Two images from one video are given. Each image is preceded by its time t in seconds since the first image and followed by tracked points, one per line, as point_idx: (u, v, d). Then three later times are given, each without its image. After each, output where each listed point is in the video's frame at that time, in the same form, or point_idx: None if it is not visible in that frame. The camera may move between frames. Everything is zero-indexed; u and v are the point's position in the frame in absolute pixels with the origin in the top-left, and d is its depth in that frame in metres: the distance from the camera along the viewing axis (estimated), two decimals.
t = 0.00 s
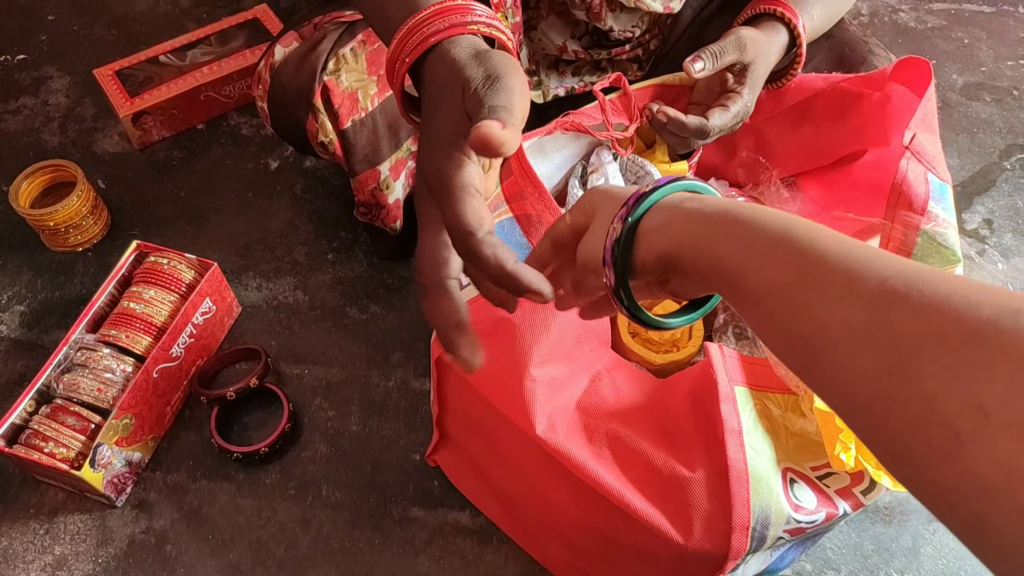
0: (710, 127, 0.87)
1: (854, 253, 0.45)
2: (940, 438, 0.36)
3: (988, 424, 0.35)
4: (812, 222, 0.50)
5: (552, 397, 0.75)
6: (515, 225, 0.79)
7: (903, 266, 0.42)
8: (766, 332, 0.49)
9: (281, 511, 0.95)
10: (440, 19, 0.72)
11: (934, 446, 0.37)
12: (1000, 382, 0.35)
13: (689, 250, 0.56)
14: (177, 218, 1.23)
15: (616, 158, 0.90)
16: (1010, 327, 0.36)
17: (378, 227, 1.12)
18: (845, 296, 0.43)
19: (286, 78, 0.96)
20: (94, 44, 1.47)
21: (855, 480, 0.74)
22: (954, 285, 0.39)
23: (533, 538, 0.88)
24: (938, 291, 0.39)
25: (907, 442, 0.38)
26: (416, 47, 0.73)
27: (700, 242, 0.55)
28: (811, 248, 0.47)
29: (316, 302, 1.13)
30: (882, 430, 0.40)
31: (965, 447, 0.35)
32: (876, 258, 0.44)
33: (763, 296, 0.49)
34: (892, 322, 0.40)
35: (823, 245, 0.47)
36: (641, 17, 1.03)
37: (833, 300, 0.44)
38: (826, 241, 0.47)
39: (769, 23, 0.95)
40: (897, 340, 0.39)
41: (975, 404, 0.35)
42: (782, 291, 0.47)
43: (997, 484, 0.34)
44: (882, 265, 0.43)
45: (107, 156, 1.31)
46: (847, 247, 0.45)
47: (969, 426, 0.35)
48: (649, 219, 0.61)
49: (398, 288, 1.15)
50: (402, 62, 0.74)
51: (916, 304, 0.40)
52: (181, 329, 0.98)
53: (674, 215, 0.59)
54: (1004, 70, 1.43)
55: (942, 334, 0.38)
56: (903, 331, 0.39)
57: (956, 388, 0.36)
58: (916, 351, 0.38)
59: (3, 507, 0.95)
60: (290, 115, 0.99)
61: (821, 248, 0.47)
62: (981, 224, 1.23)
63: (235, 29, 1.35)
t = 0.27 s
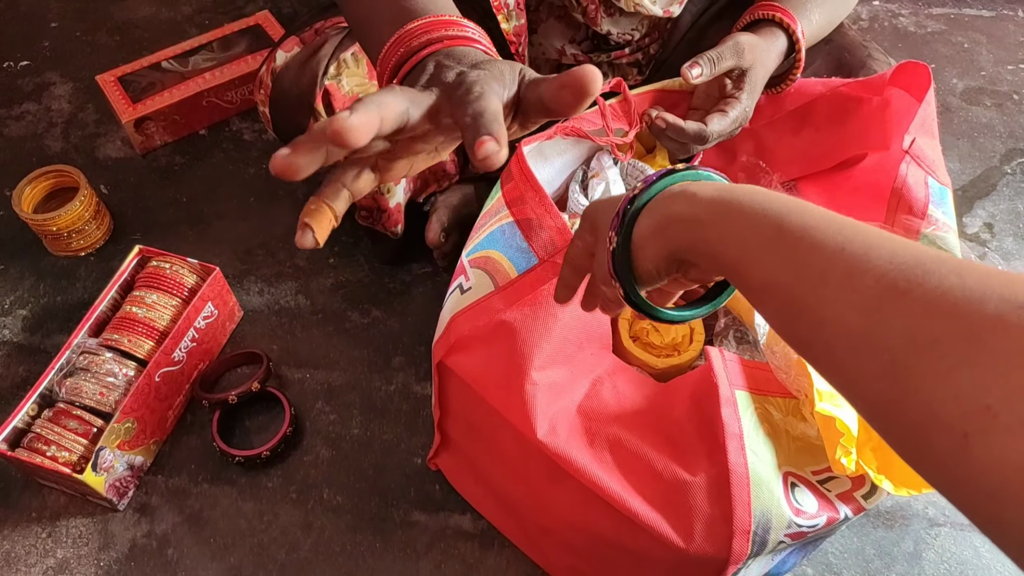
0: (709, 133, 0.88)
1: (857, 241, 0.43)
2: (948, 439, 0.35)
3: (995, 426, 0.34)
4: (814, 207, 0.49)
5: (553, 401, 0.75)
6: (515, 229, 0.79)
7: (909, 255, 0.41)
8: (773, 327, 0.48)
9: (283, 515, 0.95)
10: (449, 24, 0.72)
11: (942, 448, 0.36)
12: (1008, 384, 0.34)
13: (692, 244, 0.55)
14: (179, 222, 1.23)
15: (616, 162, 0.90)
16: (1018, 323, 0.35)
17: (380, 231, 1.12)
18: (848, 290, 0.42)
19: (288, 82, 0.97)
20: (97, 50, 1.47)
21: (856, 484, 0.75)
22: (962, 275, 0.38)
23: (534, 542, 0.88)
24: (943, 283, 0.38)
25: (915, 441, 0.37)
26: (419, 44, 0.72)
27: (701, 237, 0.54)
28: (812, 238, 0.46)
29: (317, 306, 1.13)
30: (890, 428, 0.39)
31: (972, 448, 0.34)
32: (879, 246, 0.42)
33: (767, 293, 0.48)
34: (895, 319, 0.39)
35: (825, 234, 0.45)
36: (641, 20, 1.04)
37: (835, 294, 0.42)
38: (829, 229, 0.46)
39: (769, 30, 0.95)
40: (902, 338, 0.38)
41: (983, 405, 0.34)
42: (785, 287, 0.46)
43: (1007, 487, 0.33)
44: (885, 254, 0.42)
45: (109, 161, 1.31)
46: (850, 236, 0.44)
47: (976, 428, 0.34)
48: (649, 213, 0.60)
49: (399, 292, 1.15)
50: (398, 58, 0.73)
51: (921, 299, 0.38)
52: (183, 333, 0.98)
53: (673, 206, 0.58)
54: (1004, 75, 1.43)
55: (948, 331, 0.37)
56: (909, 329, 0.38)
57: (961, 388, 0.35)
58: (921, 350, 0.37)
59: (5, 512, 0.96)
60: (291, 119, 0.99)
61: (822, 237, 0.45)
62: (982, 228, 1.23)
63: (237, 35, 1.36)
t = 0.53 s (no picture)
0: (711, 138, 0.88)
1: (867, 244, 0.43)
2: (945, 428, 0.34)
3: (998, 417, 0.33)
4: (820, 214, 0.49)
5: (553, 404, 0.75)
6: (516, 234, 0.81)
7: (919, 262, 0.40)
8: (761, 316, 0.47)
9: (282, 516, 0.95)
10: (417, 45, 0.76)
11: (939, 437, 0.35)
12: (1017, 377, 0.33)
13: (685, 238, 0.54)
14: (180, 223, 1.24)
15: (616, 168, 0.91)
16: None
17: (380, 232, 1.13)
18: (855, 281, 0.41)
19: (289, 84, 0.97)
20: (99, 51, 1.48)
21: (855, 489, 0.75)
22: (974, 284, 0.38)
23: (533, 545, 0.88)
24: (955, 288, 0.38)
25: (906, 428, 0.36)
26: (387, 69, 0.77)
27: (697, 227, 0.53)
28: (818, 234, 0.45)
29: (317, 307, 1.14)
30: (880, 415, 0.38)
31: (971, 438, 0.33)
32: (890, 252, 0.42)
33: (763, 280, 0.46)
34: (903, 312, 0.38)
35: (833, 233, 0.45)
36: (641, 23, 1.04)
37: (841, 284, 0.41)
38: (836, 230, 0.45)
39: (768, 35, 0.95)
40: (910, 328, 0.37)
41: (987, 396, 0.33)
42: (786, 274, 0.45)
43: (991, 485, 0.32)
44: (896, 259, 0.41)
45: (110, 161, 1.31)
46: (859, 239, 0.44)
47: (976, 416, 0.33)
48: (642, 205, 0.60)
49: (400, 293, 1.15)
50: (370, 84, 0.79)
51: (932, 297, 0.38)
52: (183, 333, 0.98)
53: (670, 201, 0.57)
54: (1003, 82, 1.44)
55: (961, 326, 0.36)
56: (916, 321, 0.37)
57: (965, 380, 0.34)
58: (929, 340, 0.36)
59: (4, 510, 0.96)
60: (293, 120, 1.00)
61: (830, 236, 0.45)
62: (980, 235, 1.23)
63: (238, 37, 1.36)
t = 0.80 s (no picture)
0: (715, 138, 0.88)
1: (833, 292, 0.44)
2: (922, 489, 0.38)
3: (967, 478, 0.36)
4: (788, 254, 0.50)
5: (558, 404, 0.75)
6: (522, 232, 0.80)
7: (884, 309, 0.42)
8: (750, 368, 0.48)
9: (286, 515, 0.96)
10: (425, 51, 0.73)
11: (918, 497, 0.38)
12: (983, 441, 0.36)
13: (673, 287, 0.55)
14: (186, 221, 1.24)
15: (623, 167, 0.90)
16: (996, 384, 0.36)
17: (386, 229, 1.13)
18: (824, 341, 0.42)
19: (295, 82, 0.97)
20: (105, 48, 1.48)
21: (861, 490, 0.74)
22: (937, 332, 0.40)
23: (537, 544, 0.88)
24: (918, 341, 0.39)
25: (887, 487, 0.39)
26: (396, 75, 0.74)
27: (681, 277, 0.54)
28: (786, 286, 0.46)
29: (322, 306, 1.14)
30: (863, 472, 0.41)
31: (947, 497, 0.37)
32: (855, 300, 0.43)
33: (740, 334, 0.48)
34: (871, 373, 0.40)
35: (801, 283, 0.46)
36: (648, 19, 1.03)
37: (811, 343, 0.43)
38: (802, 278, 0.46)
39: (773, 32, 0.94)
40: (879, 391, 0.39)
41: (957, 460, 0.36)
42: (759, 332, 0.46)
43: (973, 542, 0.36)
44: (861, 309, 0.43)
45: (116, 158, 1.31)
46: (824, 286, 0.45)
47: (950, 480, 0.36)
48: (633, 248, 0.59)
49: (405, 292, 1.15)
50: (376, 85, 0.76)
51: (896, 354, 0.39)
52: (188, 332, 0.98)
53: (650, 244, 0.58)
54: (1011, 81, 1.43)
55: (927, 386, 0.38)
56: (883, 383, 0.39)
57: (937, 444, 0.37)
58: (897, 402, 0.39)
59: (10, 508, 0.96)
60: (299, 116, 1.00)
61: (797, 286, 0.46)
62: (987, 236, 1.23)
63: (244, 34, 1.36)
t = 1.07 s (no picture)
0: (712, 140, 0.87)
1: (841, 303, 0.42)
2: (915, 494, 0.34)
3: (966, 484, 0.32)
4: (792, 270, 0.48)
5: (557, 405, 0.75)
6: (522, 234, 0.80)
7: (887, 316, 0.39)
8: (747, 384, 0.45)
9: (285, 516, 0.96)
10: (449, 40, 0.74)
11: (912, 502, 0.34)
12: (982, 442, 0.32)
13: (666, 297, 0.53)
14: (185, 222, 1.24)
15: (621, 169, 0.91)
16: (991, 386, 0.33)
17: (384, 231, 1.13)
18: (823, 346, 0.40)
19: (295, 84, 0.97)
20: (105, 50, 1.48)
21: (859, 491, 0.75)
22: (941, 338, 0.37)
23: (536, 546, 0.88)
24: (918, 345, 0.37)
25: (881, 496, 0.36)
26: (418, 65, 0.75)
27: (674, 285, 0.52)
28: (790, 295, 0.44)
29: (321, 307, 1.14)
30: (857, 481, 0.37)
31: (943, 505, 0.33)
32: (855, 310, 0.41)
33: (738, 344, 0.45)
34: (870, 378, 0.37)
35: (803, 293, 0.44)
36: (648, 22, 1.04)
37: (811, 350, 0.40)
38: (805, 289, 0.44)
39: (771, 36, 0.94)
40: (877, 393, 0.36)
41: (951, 462, 0.33)
42: (759, 341, 0.44)
43: (974, 549, 0.32)
44: (860, 318, 0.40)
45: (116, 160, 1.32)
46: (828, 297, 0.43)
47: (945, 483, 0.33)
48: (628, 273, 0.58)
49: (404, 294, 1.15)
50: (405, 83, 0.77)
51: (898, 358, 0.37)
52: (187, 333, 0.98)
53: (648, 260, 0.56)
54: (1009, 85, 1.43)
55: (925, 389, 0.35)
56: (883, 386, 0.36)
57: (932, 447, 0.34)
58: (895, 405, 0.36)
59: (7, 508, 0.96)
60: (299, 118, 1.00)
61: (799, 296, 0.44)
62: (986, 238, 1.23)
63: (245, 37, 1.37)
